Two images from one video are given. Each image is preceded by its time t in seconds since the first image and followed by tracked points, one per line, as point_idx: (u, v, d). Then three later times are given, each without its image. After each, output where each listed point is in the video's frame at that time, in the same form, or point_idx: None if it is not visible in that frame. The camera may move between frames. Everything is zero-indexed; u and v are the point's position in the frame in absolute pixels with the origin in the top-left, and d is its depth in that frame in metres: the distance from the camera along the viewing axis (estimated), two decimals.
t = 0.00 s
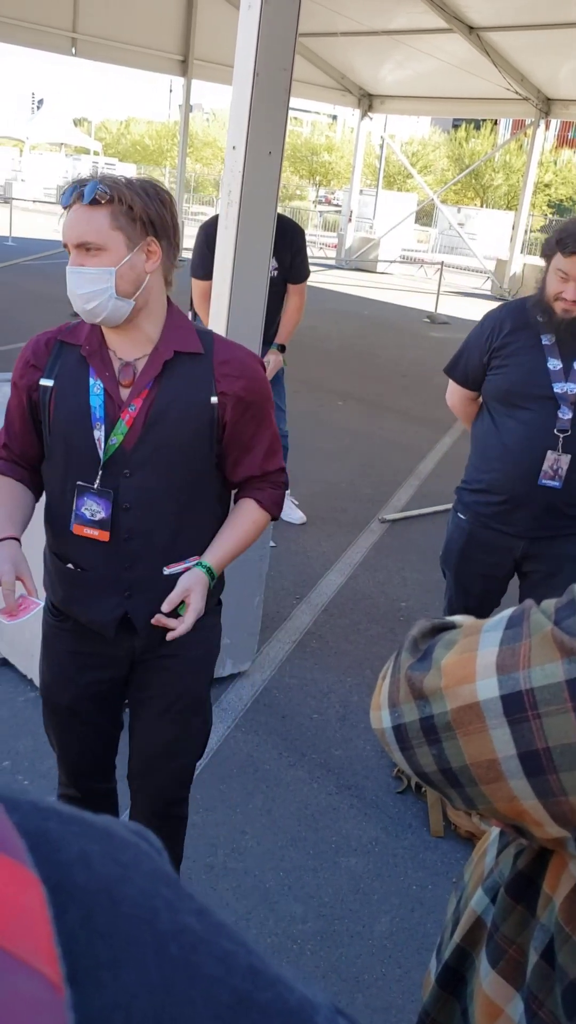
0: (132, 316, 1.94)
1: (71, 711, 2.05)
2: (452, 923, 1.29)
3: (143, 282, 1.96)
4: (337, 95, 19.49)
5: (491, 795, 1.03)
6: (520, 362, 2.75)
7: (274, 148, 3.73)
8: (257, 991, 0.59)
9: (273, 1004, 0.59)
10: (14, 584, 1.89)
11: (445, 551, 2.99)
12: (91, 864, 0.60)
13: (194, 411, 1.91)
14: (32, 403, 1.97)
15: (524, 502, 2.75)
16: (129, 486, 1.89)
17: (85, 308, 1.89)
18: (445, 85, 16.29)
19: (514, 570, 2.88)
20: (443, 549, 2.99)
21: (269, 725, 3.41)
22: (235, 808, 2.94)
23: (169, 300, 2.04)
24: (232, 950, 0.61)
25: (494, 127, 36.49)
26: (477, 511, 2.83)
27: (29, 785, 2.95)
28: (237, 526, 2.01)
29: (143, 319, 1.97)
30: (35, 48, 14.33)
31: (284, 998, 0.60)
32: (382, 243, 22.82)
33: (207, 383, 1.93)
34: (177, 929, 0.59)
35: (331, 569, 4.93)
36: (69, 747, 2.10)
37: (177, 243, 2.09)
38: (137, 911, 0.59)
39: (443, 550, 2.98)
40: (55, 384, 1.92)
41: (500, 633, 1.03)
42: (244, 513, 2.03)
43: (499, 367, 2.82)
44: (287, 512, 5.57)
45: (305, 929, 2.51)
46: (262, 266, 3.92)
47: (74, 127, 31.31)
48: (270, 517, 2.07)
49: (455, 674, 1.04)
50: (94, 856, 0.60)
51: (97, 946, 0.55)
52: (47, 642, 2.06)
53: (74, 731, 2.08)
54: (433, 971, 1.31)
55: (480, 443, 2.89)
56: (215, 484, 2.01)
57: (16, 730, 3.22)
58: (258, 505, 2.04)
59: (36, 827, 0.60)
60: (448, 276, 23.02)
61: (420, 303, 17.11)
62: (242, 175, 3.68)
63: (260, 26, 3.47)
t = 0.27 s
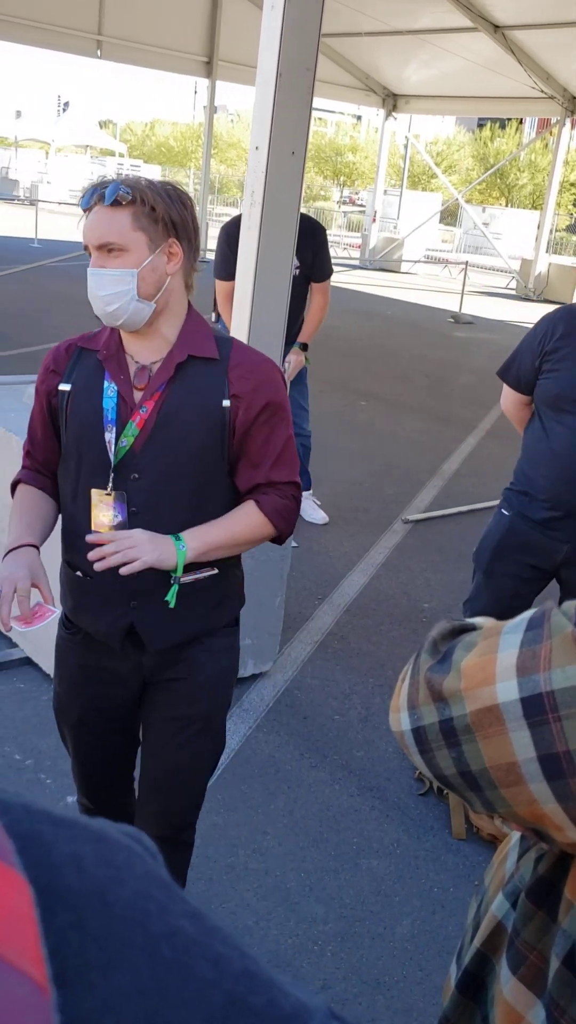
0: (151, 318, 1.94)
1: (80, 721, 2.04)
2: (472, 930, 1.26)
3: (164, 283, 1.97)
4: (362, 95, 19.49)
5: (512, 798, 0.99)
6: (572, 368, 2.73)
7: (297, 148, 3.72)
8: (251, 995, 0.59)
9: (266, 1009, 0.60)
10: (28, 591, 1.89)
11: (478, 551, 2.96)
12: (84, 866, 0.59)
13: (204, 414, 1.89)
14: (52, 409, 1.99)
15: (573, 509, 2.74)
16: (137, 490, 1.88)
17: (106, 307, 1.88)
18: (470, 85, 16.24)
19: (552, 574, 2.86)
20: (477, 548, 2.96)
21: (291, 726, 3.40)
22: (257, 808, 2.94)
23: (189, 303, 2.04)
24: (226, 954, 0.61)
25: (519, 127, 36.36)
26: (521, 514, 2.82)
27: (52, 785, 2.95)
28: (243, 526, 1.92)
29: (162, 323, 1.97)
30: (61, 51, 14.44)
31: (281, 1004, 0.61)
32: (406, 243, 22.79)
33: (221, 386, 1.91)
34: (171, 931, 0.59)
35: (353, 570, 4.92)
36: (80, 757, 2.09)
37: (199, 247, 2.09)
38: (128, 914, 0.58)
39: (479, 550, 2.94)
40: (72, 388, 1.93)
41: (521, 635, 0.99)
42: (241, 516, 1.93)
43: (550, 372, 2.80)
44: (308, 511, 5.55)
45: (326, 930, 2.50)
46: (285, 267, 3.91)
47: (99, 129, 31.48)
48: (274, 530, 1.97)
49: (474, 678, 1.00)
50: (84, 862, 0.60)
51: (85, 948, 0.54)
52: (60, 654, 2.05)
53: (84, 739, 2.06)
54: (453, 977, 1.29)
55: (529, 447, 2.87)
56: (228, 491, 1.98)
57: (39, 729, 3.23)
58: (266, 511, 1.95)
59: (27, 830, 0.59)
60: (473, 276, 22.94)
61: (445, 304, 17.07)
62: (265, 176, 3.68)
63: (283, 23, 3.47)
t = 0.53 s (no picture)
0: (197, 324, 1.90)
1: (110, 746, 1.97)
2: (480, 932, 1.25)
3: (211, 290, 1.94)
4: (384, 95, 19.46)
5: (516, 800, 0.98)
6: None
7: (316, 148, 3.72)
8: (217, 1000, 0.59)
9: (238, 1005, 0.65)
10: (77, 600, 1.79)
11: (502, 560, 2.96)
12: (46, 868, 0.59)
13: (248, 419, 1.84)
14: (81, 419, 1.93)
15: None
16: (176, 497, 1.81)
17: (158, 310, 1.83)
18: (493, 84, 16.17)
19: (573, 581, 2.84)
20: (500, 557, 2.96)
21: (308, 726, 3.41)
22: (273, 808, 2.95)
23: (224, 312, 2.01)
24: (197, 950, 0.66)
25: (543, 126, 36.18)
26: (539, 522, 2.80)
27: (69, 783, 2.97)
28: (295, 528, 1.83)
29: (203, 329, 1.93)
30: (84, 52, 14.52)
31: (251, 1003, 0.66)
32: (429, 243, 22.74)
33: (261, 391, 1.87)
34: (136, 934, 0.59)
35: (371, 570, 4.91)
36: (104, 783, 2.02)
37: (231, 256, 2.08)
38: (98, 911, 0.64)
39: (500, 558, 2.94)
40: (105, 396, 1.87)
41: (525, 638, 0.98)
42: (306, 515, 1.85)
43: (573, 369, 2.79)
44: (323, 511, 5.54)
45: (341, 931, 2.50)
46: (303, 266, 3.92)
47: (123, 130, 31.62)
48: (331, 526, 1.91)
49: (480, 680, 1.00)
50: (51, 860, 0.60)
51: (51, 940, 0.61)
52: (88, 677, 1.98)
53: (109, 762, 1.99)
54: (461, 978, 1.28)
55: (547, 450, 2.85)
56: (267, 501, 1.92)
57: (58, 728, 3.25)
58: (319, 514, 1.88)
59: None
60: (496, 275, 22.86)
61: (467, 304, 17.00)
62: (284, 175, 3.67)
63: (302, 24, 3.46)
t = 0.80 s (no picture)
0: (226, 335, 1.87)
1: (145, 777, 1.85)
2: (475, 935, 1.25)
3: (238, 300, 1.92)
4: (401, 98, 19.45)
5: (507, 804, 0.99)
6: None
7: (329, 150, 3.71)
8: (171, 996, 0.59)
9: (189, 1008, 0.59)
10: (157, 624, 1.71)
11: (508, 564, 2.98)
12: None
13: (282, 433, 1.84)
14: (99, 435, 1.77)
15: None
16: (218, 509, 1.78)
17: (200, 323, 1.78)
18: (510, 86, 16.12)
19: None
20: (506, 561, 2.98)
21: (319, 729, 3.40)
22: (283, 811, 2.94)
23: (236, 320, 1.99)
24: (157, 948, 0.66)
25: (561, 128, 36.05)
26: (543, 526, 2.82)
27: (80, 784, 2.98)
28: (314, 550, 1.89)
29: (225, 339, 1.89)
30: (101, 57, 14.59)
31: (212, 1000, 0.67)
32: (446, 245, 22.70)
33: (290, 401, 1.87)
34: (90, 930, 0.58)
35: (384, 573, 4.91)
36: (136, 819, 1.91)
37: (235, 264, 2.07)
38: (57, 912, 0.63)
39: (506, 564, 2.96)
40: (129, 408, 1.75)
41: (517, 640, 0.98)
42: (321, 533, 1.93)
43: None
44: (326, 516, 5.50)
45: (349, 935, 2.49)
46: (316, 270, 3.90)
47: (141, 134, 31.74)
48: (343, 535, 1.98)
49: (472, 682, 1.00)
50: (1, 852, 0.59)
51: None
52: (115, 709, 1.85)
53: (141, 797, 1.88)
54: (455, 980, 1.27)
55: (553, 453, 2.85)
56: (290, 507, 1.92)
57: (69, 729, 3.26)
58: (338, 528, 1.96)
59: None
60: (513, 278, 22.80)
61: (483, 306, 16.97)
62: (296, 178, 3.68)
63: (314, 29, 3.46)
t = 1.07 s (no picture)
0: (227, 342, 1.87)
1: (154, 789, 1.84)
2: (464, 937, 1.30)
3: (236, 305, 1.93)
4: (407, 104, 19.47)
5: (489, 806, 1.06)
6: None
7: (331, 156, 3.73)
8: (146, 974, 0.64)
9: (165, 986, 0.64)
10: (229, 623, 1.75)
11: (509, 570, 2.98)
12: None
13: (282, 434, 1.88)
14: (106, 449, 1.70)
15: None
16: (232, 521, 1.79)
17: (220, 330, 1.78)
18: (514, 92, 16.12)
19: None
20: (507, 567, 2.99)
21: (321, 733, 3.41)
22: (283, 815, 2.95)
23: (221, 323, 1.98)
24: (126, 933, 0.65)
25: (567, 134, 36.00)
26: (544, 532, 2.83)
27: (81, 788, 2.99)
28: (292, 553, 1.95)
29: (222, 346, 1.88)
30: (107, 64, 14.64)
31: (180, 986, 0.65)
32: (451, 251, 22.70)
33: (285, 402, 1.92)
34: (66, 911, 0.63)
35: (387, 578, 4.92)
36: (140, 830, 1.89)
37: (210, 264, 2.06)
38: (20, 896, 0.61)
39: (506, 572, 2.97)
40: (137, 422, 1.70)
41: (500, 645, 1.06)
42: (303, 536, 1.98)
43: (572, 381, 2.81)
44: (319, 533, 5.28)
45: (349, 941, 2.49)
46: (319, 275, 3.92)
47: (146, 140, 31.81)
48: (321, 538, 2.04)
49: (456, 686, 1.07)
50: None
51: None
52: (126, 723, 1.82)
53: (146, 808, 1.86)
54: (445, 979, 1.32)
55: (551, 460, 2.85)
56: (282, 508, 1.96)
57: (71, 733, 3.27)
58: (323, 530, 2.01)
59: None
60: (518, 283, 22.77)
61: (487, 312, 16.95)
62: (298, 185, 3.69)
63: (316, 36, 3.49)
